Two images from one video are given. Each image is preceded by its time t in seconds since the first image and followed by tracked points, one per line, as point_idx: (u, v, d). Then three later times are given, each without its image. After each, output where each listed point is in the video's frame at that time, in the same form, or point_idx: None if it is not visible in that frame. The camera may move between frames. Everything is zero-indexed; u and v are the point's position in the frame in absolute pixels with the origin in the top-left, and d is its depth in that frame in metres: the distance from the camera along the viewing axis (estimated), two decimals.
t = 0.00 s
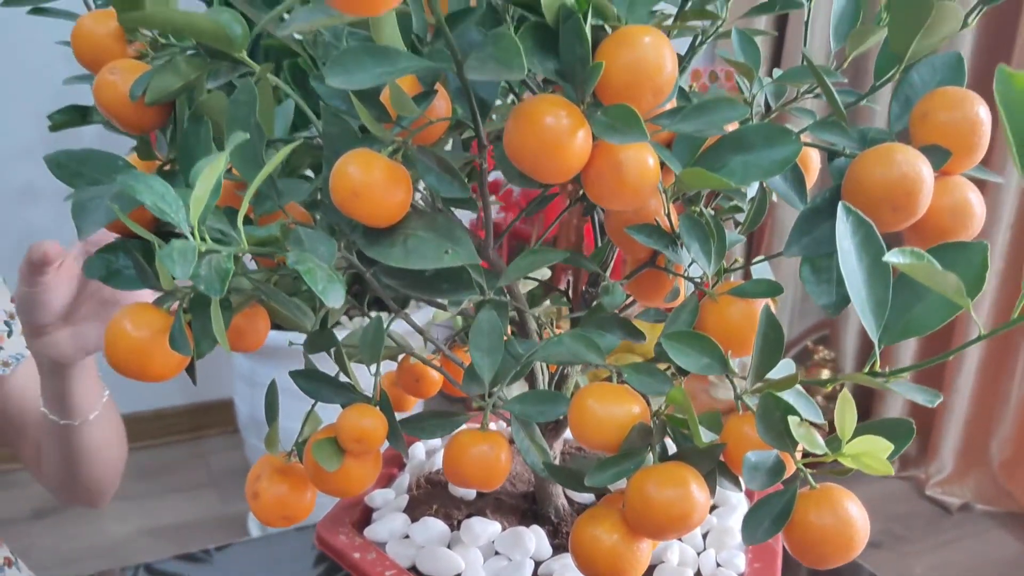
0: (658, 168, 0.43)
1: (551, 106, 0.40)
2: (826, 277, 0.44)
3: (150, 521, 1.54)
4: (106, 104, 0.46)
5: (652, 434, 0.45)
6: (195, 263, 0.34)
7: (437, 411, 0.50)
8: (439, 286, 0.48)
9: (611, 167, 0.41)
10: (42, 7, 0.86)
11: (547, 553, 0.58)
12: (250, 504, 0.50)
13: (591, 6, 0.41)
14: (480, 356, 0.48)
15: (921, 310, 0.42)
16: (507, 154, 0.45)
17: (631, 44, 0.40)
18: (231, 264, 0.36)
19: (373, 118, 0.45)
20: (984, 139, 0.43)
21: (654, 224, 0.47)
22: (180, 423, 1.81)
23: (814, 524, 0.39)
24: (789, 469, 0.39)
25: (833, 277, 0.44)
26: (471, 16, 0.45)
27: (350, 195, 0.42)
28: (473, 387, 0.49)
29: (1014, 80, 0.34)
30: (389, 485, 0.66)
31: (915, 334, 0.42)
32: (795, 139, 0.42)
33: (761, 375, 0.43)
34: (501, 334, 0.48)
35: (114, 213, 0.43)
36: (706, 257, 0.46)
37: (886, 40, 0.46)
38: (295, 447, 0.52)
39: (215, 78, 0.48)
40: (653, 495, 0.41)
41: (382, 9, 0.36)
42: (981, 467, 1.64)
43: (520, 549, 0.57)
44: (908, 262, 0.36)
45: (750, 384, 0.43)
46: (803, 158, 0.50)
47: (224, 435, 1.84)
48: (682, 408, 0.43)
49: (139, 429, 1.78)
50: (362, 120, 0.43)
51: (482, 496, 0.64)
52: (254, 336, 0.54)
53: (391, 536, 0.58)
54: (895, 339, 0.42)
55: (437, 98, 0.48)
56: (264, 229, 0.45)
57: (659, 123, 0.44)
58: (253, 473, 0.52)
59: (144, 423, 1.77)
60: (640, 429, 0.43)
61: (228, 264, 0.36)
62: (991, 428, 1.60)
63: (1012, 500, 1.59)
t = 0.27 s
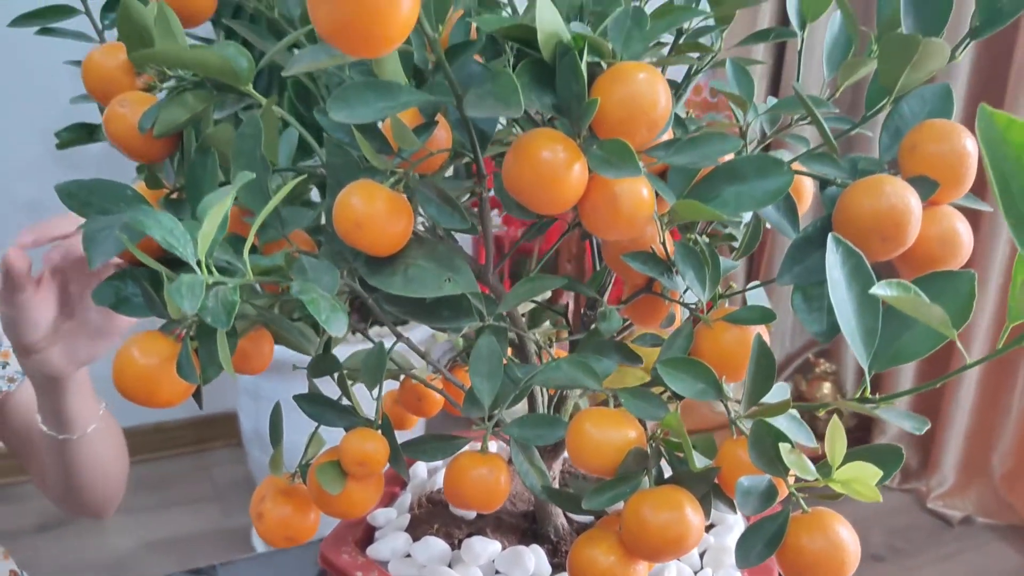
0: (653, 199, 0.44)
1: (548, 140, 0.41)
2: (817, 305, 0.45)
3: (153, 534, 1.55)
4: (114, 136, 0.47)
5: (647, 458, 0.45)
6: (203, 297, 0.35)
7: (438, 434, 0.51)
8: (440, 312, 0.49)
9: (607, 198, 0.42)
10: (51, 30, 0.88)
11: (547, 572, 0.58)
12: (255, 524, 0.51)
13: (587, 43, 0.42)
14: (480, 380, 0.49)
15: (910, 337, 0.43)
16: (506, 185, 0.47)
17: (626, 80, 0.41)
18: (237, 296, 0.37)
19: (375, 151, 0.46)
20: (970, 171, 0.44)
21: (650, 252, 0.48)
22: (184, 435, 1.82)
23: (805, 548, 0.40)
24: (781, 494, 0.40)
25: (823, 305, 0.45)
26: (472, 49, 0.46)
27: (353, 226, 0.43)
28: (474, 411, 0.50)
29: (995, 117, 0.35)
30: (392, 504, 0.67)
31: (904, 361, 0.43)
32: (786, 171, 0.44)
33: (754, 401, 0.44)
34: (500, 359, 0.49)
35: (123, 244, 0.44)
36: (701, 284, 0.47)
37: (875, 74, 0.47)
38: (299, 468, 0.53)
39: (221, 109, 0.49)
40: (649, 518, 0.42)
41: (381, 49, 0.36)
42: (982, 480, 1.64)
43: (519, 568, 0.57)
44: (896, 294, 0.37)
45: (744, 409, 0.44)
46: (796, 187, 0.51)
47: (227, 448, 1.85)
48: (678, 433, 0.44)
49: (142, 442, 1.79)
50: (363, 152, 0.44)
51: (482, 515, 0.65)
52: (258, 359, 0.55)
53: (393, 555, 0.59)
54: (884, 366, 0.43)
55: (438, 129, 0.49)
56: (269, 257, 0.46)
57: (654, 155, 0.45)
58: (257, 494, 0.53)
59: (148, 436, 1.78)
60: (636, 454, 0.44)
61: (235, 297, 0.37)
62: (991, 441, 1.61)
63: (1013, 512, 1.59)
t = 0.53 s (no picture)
0: (653, 219, 0.45)
1: (550, 162, 0.42)
2: (815, 323, 0.46)
3: (155, 544, 1.56)
4: (123, 155, 0.48)
5: (648, 474, 0.46)
6: (211, 318, 0.36)
7: (441, 449, 0.52)
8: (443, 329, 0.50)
9: (607, 218, 0.43)
10: (57, 46, 0.89)
11: None
12: (259, 539, 0.52)
13: (587, 66, 0.43)
14: (483, 397, 0.49)
15: (907, 356, 0.43)
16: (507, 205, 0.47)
17: (626, 103, 0.41)
18: (244, 316, 0.38)
19: (379, 171, 0.46)
20: (966, 191, 0.45)
21: (650, 270, 0.49)
22: (188, 445, 1.83)
23: (804, 564, 0.41)
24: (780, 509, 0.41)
25: (821, 323, 0.45)
26: (474, 69, 0.47)
27: (358, 245, 0.44)
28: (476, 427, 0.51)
29: (989, 141, 0.35)
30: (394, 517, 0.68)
31: (902, 379, 0.43)
32: (785, 190, 0.44)
33: (754, 419, 0.44)
34: (502, 376, 0.50)
35: (131, 263, 0.45)
36: (700, 302, 0.48)
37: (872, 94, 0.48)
38: (304, 483, 0.53)
39: (228, 129, 0.50)
40: (650, 533, 0.43)
41: (385, 75, 0.37)
42: (984, 489, 1.64)
43: None
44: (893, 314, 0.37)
45: (743, 426, 0.44)
46: (795, 205, 0.52)
47: (229, 457, 1.85)
48: (678, 450, 0.45)
49: (145, 451, 1.79)
50: (367, 173, 0.45)
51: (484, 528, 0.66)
52: (263, 374, 0.56)
53: (396, 568, 0.60)
54: (882, 383, 0.44)
55: (441, 149, 0.50)
56: (275, 276, 0.47)
57: (655, 175, 0.45)
58: (262, 509, 0.53)
59: (151, 446, 1.79)
60: (636, 470, 0.45)
61: (241, 317, 0.38)
62: (993, 450, 1.61)
63: (1015, 522, 1.59)
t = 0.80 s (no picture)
0: (651, 234, 0.45)
1: (549, 178, 0.42)
2: (813, 338, 0.46)
3: (155, 554, 1.55)
4: (126, 171, 0.48)
5: (646, 488, 0.46)
6: (213, 334, 0.36)
7: (441, 463, 0.52)
8: (443, 343, 0.50)
9: (606, 234, 0.44)
10: (62, 58, 0.89)
11: None
12: (260, 552, 0.52)
13: (586, 84, 0.43)
14: (482, 410, 0.50)
15: (903, 370, 0.44)
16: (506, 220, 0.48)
17: (624, 120, 0.42)
18: (246, 332, 0.38)
19: (379, 187, 0.47)
20: (962, 207, 0.45)
21: (649, 284, 0.49)
22: (188, 455, 1.83)
23: None
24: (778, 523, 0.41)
25: (819, 337, 0.46)
26: (473, 86, 0.47)
27: (359, 261, 0.44)
28: (476, 440, 0.51)
29: (984, 160, 0.36)
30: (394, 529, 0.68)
31: (898, 393, 0.44)
32: (782, 206, 0.45)
33: (751, 433, 0.44)
34: (502, 390, 0.50)
35: (133, 278, 0.45)
36: (698, 316, 0.48)
37: (868, 111, 0.49)
38: (304, 496, 0.53)
39: (229, 144, 0.51)
40: (648, 547, 0.43)
41: (386, 94, 0.37)
42: (984, 500, 1.64)
43: None
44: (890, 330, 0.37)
45: (741, 440, 0.45)
46: (792, 220, 0.52)
47: (229, 467, 1.85)
48: (676, 463, 0.45)
49: (146, 461, 1.80)
50: (368, 189, 0.45)
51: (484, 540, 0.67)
52: (263, 387, 0.56)
53: None
54: (879, 398, 0.44)
55: (441, 164, 0.51)
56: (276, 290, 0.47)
57: (653, 191, 0.46)
58: (263, 522, 0.54)
59: (151, 455, 1.79)
60: (635, 483, 0.45)
61: (243, 333, 0.38)
62: (993, 460, 1.61)
63: (1015, 533, 1.59)
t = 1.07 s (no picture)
0: (639, 254, 0.45)
1: (538, 199, 0.43)
2: (800, 357, 0.46)
3: (147, 569, 1.54)
4: (118, 191, 0.48)
5: (635, 507, 0.46)
6: (202, 355, 0.36)
7: (431, 481, 0.52)
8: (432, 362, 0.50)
9: (594, 253, 0.44)
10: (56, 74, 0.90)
11: None
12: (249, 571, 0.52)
13: (574, 106, 0.43)
14: (472, 429, 0.50)
15: (889, 390, 0.44)
16: (496, 239, 0.48)
17: (613, 141, 0.42)
18: (234, 352, 0.39)
19: (369, 206, 0.47)
20: (948, 227, 0.45)
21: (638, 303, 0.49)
22: (180, 469, 1.82)
23: None
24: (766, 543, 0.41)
25: (805, 357, 0.46)
26: (465, 105, 0.47)
27: (349, 280, 0.44)
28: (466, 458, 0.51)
29: (965, 183, 0.36)
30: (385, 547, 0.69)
31: (886, 413, 0.44)
32: (769, 226, 0.45)
33: (739, 452, 0.45)
34: (491, 409, 0.50)
35: (123, 298, 0.45)
36: (687, 334, 0.48)
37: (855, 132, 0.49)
38: (294, 515, 0.53)
39: (221, 163, 0.51)
40: (637, 566, 0.43)
41: (375, 117, 0.38)
42: (977, 513, 1.65)
43: None
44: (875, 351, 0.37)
45: (728, 459, 0.45)
46: (780, 239, 0.53)
47: (221, 481, 1.85)
48: (665, 483, 0.45)
49: (137, 475, 1.79)
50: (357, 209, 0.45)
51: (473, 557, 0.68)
52: (253, 405, 0.56)
53: None
54: (866, 417, 0.44)
55: (431, 183, 0.51)
56: (266, 310, 0.48)
57: (641, 211, 0.46)
58: (252, 540, 0.54)
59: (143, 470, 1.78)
60: (623, 502, 0.45)
61: (232, 353, 0.39)
62: (986, 474, 1.61)
63: (1009, 546, 1.60)
